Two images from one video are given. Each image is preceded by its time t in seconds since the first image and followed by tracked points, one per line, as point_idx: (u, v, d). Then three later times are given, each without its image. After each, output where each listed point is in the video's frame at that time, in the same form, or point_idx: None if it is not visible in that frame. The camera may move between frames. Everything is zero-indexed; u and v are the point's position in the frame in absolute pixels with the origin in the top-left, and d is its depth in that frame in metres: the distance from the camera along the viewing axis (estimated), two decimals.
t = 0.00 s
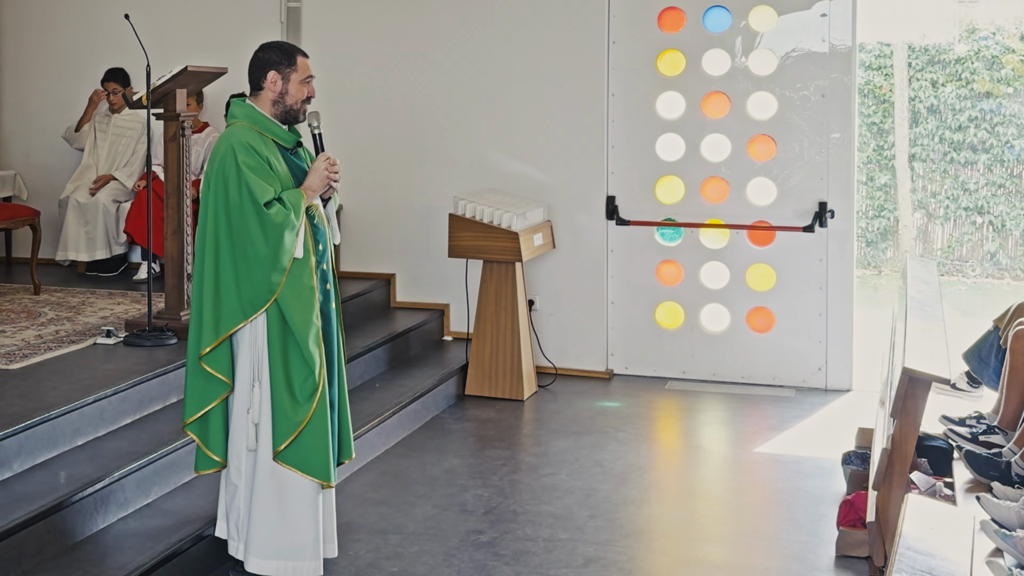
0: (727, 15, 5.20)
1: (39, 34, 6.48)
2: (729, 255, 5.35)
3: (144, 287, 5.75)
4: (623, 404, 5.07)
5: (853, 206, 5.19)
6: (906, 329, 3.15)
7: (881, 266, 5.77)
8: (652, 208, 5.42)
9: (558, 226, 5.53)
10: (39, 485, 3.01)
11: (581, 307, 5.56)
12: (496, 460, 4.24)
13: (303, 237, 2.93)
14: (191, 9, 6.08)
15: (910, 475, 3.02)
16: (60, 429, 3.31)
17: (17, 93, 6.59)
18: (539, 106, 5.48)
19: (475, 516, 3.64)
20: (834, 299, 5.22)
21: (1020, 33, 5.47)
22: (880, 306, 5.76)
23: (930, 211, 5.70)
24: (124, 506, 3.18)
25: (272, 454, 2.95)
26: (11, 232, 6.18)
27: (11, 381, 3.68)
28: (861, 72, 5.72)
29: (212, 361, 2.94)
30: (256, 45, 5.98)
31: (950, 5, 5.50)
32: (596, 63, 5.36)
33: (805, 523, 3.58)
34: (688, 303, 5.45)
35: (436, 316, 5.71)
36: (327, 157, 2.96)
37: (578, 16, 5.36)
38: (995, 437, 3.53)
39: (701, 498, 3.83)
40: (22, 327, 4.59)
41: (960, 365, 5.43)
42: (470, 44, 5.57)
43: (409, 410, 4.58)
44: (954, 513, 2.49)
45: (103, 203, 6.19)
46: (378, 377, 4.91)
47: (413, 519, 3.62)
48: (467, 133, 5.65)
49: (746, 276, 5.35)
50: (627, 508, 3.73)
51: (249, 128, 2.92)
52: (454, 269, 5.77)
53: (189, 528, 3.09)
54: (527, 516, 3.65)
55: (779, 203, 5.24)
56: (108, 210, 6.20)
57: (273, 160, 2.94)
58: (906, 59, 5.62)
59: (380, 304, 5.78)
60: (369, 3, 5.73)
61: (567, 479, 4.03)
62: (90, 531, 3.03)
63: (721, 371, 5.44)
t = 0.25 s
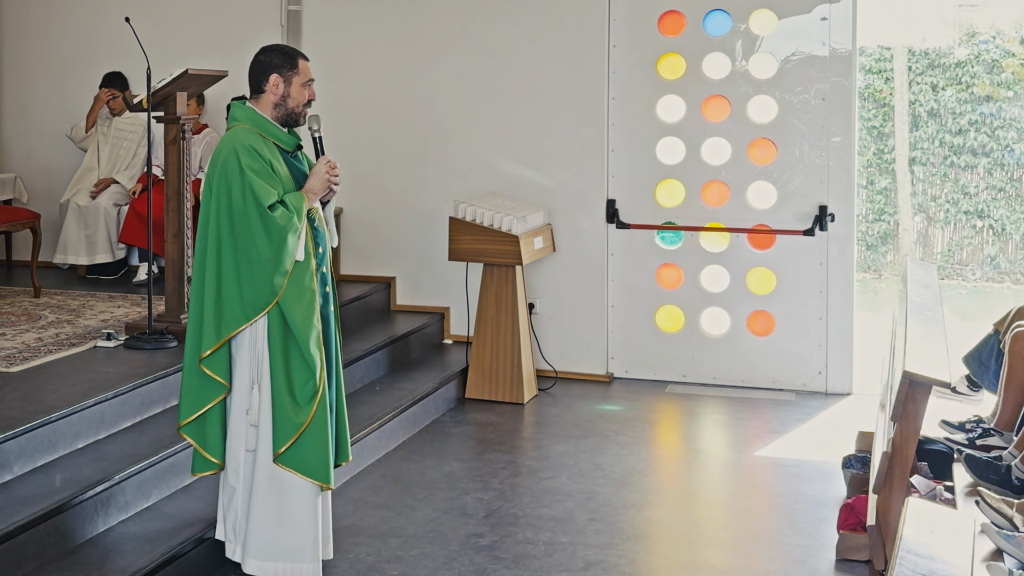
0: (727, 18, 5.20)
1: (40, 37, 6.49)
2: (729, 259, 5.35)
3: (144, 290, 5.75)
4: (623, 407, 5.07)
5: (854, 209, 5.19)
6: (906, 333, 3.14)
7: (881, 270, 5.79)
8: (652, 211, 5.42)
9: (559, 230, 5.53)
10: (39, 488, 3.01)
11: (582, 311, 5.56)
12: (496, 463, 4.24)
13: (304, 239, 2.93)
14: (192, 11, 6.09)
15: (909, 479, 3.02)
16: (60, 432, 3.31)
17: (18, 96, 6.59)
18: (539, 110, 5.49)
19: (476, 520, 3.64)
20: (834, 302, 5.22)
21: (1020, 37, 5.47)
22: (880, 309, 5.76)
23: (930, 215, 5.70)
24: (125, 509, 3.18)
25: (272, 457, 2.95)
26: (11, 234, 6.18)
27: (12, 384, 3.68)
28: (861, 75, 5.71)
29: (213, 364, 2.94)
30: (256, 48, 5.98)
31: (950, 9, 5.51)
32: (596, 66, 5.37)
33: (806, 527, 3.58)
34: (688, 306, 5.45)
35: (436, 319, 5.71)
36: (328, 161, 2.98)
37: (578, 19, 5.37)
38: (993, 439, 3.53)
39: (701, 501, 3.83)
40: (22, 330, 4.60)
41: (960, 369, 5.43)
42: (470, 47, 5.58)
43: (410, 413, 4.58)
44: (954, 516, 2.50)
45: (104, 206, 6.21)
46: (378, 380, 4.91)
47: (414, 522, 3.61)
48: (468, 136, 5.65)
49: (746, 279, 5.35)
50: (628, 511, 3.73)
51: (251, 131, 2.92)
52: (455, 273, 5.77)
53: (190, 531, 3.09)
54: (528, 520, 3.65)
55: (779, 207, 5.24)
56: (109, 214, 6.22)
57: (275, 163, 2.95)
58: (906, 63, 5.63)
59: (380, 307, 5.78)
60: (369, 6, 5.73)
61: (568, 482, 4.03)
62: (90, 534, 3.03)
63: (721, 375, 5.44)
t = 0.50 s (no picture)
0: (727, 20, 5.21)
1: (40, 39, 6.49)
2: (729, 260, 5.35)
3: (144, 292, 5.75)
4: (623, 409, 5.06)
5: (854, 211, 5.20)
6: (906, 334, 3.14)
7: (881, 272, 5.81)
8: (652, 213, 5.42)
9: (558, 231, 5.53)
10: (39, 489, 3.01)
11: (581, 313, 5.56)
12: (496, 465, 4.24)
13: (305, 241, 2.94)
14: (192, 13, 6.09)
15: (909, 480, 3.02)
16: (60, 433, 3.31)
17: (17, 97, 6.60)
18: (539, 111, 5.49)
19: (475, 521, 3.64)
20: (834, 304, 5.22)
21: (1021, 38, 5.47)
22: (880, 311, 5.76)
23: (930, 217, 5.71)
24: (125, 510, 3.18)
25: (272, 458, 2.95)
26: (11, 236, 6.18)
27: (11, 385, 3.68)
28: (861, 77, 5.75)
29: (213, 365, 2.93)
30: (256, 49, 5.98)
31: (950, 11, 5.51)
32: (596, 68, 5.37)
33: (805, 528, 3.58)
34: (688, 308, 5.45)
35: (436, 321, 5.71)
36: (328, 162, 2.98)
37: (579, 21, 5.37)
38: (991, 440, 3.53)
39: (700, 503, 3.83)
40: (22, 331, 4.60)
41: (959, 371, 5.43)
42: (470, 49, 5.58)
43: (409, 415, 4.58)
44: (953, 519, 2.50)
45: (104, 208, 6.21)
46: (378, 382, 4.91)
47: (413, 524, 3.61)
48: (467, 138, 5.65)
49: (746, 281, 5.35)
50: (627, 513, 3.73)
51: (253, 133, 2.93)
52: (455, 274, 5.77)
53: (190, 532, 3.09)
54: (527, 521, 3.64)
55: (779, 208, 5.24)
56: (109, 216, 6.24)
57: (277, 165, 2.96)
58: (906, 65, 5.64)
59: (380, 309, 5.78)
60: (370, 8, 5.74)
61: (567, 484, 4.02)
62: (90, 536, 3.03)
63: (721, 377, 5.44)
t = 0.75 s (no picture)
0: (725, 22, 5.21)
1: (38, 40, 6.49)
2: (727, 262, 5.35)
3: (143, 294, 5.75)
4: (622, 410, 5.07)
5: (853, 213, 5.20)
6: (905, 336, 3.14)
7: (880, 273, 5.83)
8: (651, 214, 5.42)
9: (557, 233, 5.53)
10: (37, 491, 3.01)
11: (580, 314, 5.56)
12: (495, 467, 4.24)
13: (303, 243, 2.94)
14: (190, 14, 6.09)
15: (907, 481, 3.03)
16: (59, 435, 3.30)
17: (16, 99, 6.59)
18: (538, 113, 5.49)
19: (475, 523, 3.63)
20: (833, 305, 5.22)
21: (1019, 40, 5.48)
22: (879, 312, 5.77)
23: (928, 218, 5.71)
24: (123, 512, 3.17)
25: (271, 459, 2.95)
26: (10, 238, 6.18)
27: (10, 387, 3.68)
28: (859, 78, 5.74)
29: (212, 367, 2.93)
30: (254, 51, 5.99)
31: (949, 11, 5.51)
32: (595, 69, 5.37)
33: (804, 530, 3.58)
34: (687, 309, 5.45)
35: (434, 323, 5.71)
36: (326, 164, 2.99)
37: (577, 22, 5.38)
38: (989, 441, 3.54)
39: (700, 504, 3.83)
40: (20, 333, 4.60)
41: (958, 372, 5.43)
42: (468, 50, 5.59)
43: (408, 416, 4.58)
44: (950, 519, 2.50)
45: (103, 210, 6.20)
46: (377, 383, 4.90)
47: (412, 525, 3.61)
48: (466, 139, 5.65)
49: (745, 282, 5.35)
50: (627, 514, 3.73)
51: (252, 135, 2.93)
52: (454, 276, 5.77)
53: (189, 534, 3.09)
54: (526, 523, 3.64)
55: (777, 210, 5.24)
56: (108, 218, 6.22)
57: (275, 167, 2.96)
58: (905, 66, 5.64)
59: (379, 310, 5.78)
60: (368, 9, 5.74)
61: (566, 485, 4.02)
62: (89, 538, 3.03)
63: (720, 378, 5.44)
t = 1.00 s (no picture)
0: (723, 22, 5.22)
1: (35, 41, 6.49)
2: (725, 262, 5.35)
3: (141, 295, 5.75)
4: (620, 411, 5.07)
5: (851, 213, 5.20)
6: (902, 336, 3.14)
7: (878, 274, 5.85)
8: (649, 214, 5.43)
9: (555, 233, 5.53)
10: (35, 492, 3.01)
11: (579, 315, 5.56)
12: (493, 467, 4.24)
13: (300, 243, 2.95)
14: (188, 15, 6.09)
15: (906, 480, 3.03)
16: (57, 436, 3.30)
17: (14, 100, 6.59)
18: (536, 113, 5.50)
19: (473, 524, 3.64)
20: (831, 305, 5.22)
21: (1016, 40, 5.49)
22: (877, 313, 5.78)
23: (927, 218, 5.72)
24: (122, 513, 3.17)
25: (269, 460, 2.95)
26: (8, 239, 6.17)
27: (8, 388, 3.68)
28: (857, 79, 5.77)
29: (210, 367, 2.93)
30: (252, 52, 5.98)
31: (947, 12, 5.52)
32: (593, 70, 5.38)
33: (802, 530, 3.59)
34: (685, 310, 5.45)
35: (433, 323, 5.72)
36: (324, 165, 2.99)
37: (575, 23, 5.38)
38: (993, 444, 3.52)
39: (698, 505, 3.83)
40: (18, 334, 4.59)
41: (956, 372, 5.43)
42: (466, 51, 5.59)
43: (407, 417, 4.58)
44: (949, 520, 2.50)
45: (102, 211, 6.20)
46: (375, 384, 4.90)
47: (411, 526, 3.61)
48: (464, 140, 5.66)
49: (743, 282, 5.35)
50: (625, 514, 3.73)
51: (249, 136, 2.93)
52: (452, 276, 5.77)
53: (187, 535, 3.09)
54: (524, 523, 3.64)
55: (775, 210, 5.25)
56: (106, 219, 6.22)
57: (273, 168, 2.96)
58: (903, 66, 5.64)
59: (377, 311, 5.78)
60: (366, 10, 5.74)
61: (564, 486, 4.02)
62: (87, 539, 3.03)
63: (718, 378, 5.44)
